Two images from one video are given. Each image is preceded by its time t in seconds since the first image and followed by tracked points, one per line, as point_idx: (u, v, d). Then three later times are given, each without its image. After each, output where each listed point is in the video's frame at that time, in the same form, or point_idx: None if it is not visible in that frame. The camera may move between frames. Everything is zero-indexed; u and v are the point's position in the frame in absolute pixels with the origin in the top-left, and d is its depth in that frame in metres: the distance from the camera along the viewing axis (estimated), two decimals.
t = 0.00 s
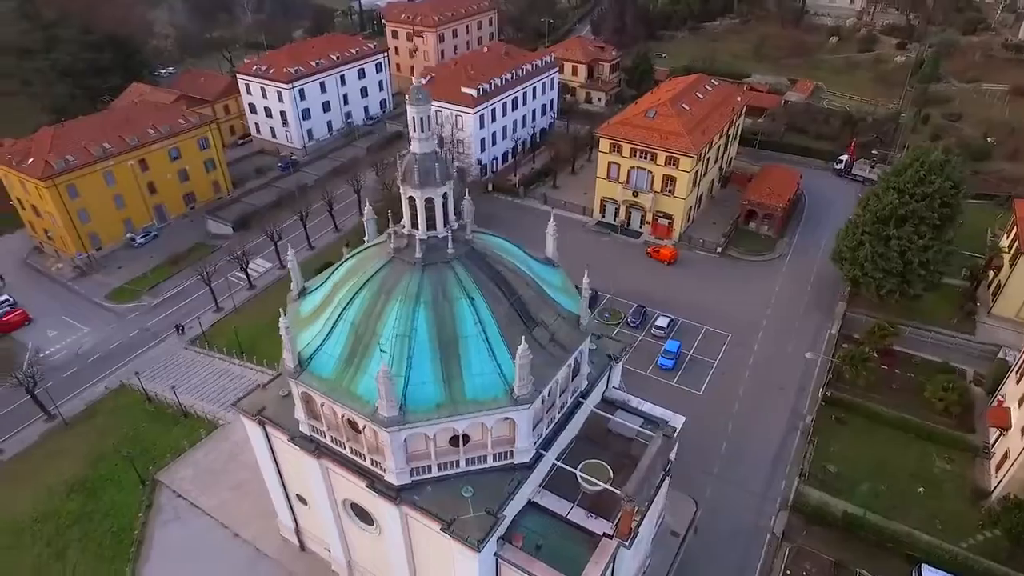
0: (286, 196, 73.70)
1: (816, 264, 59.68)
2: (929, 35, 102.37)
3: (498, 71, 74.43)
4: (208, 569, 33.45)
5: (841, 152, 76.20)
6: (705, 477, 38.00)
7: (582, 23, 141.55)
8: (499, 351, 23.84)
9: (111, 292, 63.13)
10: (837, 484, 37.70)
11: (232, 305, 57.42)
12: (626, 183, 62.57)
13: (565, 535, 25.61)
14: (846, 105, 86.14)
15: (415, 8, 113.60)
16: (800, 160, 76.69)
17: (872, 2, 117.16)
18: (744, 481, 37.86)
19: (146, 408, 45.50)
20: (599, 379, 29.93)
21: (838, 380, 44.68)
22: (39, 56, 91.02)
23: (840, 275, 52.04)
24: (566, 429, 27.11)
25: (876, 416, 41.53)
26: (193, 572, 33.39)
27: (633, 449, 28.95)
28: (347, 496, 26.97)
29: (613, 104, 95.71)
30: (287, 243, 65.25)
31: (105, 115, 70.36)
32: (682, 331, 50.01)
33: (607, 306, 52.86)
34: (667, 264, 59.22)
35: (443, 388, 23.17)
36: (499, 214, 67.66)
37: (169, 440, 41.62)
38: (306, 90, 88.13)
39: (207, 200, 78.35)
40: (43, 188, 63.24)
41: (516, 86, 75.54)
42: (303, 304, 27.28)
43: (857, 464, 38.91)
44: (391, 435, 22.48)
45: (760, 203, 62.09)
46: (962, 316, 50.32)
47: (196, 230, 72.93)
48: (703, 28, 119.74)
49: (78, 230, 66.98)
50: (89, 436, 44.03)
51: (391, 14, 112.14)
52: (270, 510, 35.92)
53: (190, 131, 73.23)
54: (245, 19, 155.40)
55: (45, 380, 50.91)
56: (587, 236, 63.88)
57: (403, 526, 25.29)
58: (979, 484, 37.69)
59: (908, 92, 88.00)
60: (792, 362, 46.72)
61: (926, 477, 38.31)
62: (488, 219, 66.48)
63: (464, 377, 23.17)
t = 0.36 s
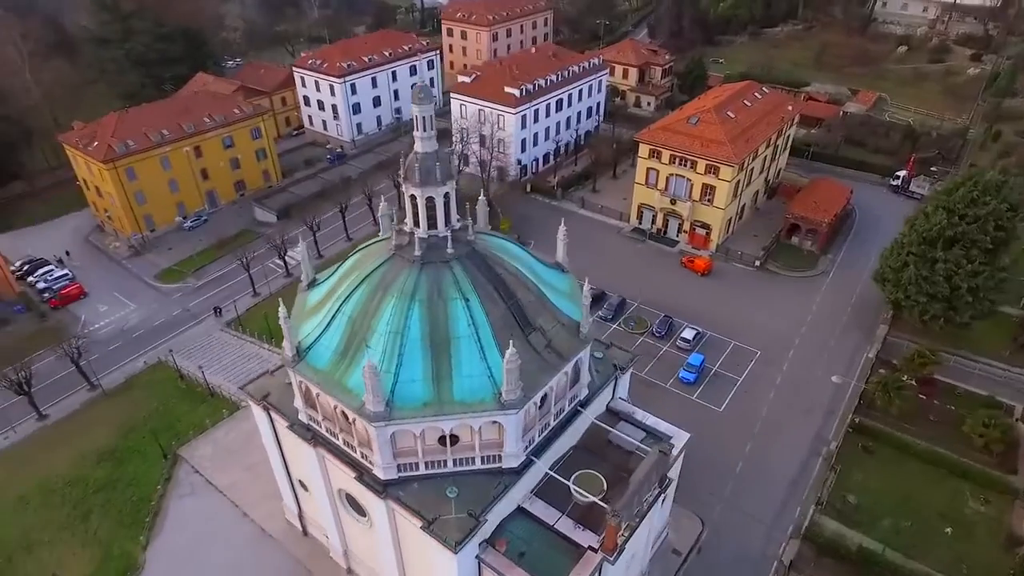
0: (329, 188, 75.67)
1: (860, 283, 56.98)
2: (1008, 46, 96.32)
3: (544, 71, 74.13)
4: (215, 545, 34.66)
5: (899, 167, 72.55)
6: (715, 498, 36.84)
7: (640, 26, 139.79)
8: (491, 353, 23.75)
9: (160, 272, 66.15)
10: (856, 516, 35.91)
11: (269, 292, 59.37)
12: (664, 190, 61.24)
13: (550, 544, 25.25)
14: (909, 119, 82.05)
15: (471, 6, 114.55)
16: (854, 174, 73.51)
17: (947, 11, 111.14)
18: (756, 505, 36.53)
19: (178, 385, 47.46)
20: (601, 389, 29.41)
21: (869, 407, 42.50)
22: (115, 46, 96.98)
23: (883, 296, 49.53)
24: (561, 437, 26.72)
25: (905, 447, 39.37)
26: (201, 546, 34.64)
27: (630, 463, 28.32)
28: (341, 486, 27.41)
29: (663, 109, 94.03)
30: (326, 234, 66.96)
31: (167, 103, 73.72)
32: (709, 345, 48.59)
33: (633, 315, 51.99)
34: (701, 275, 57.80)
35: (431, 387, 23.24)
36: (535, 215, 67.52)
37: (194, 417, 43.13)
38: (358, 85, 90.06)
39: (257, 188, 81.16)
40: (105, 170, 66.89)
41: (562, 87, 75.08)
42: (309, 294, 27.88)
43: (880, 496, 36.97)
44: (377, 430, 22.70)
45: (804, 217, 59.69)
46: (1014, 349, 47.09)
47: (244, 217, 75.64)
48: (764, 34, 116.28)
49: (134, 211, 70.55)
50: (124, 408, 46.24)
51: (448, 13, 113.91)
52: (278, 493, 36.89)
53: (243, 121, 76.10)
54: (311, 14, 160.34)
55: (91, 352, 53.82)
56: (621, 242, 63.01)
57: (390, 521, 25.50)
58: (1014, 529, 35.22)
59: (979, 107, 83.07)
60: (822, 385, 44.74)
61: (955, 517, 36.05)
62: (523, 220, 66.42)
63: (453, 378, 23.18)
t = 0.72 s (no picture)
0: (365, 182, 77.35)
1: (901, 303, 54.48)
2: None
3: (585, 73, 73.55)
4: (224, 524, 35.74)
5: (954, 183, 69.08)
6: (723, 516, 35.85)
7: (693, 29, 137.31)
8: (485, 355, 23.71)
9: (201, 257, 68.61)
10: (872, 546, 34.33)
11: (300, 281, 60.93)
12: (699, 198, 59.91)
13: (537, 550, 25.04)
14: (970, 133, 78.01)
15: (520, 6, 114.69)
16: (904, 189, 70.37)
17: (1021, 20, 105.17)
18: (766, 527, 35.37)
19: (206, 367, 49.19)
20: (603, 398, 28.98)
21: (897, 433, 40.57)
22: (177, 38, 101.57)
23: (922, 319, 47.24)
24: (556, 444, 26.44)
25: (933, 478, 37.46)
26: (211, 525, 35.78)
27: (627, 474, 27.85)
28: (339, 477, 27.84)
29: (708, 115, 92.10)
30: (361, 228, 68.24)
31: (217, 95, 76.34)
32: (732, 359, 47.32)
33: (656, 323, 51.11)
34: (731, 286, 56.33)
35: (423, 386, 23.36)
36: (567, 218, 67.11)
37: (218, 399, 44.59)
38: (402, 82, 91.33)
39: (299, 179, 83.35)
40: (156, 157, 69.80)
41: (602, 89, 74.29)
42: (317, 286, 28.43)
43: (901, 527, 35.26)
44: (367, 425, 22.95)
45: (845, 232, 57.35)
46: None
47: (284, 207, 77.76)
48: (821, 40, 112.49)
49: (182, 197, 73.43)
50: (155, 386, 48.16)
51: (497, 12, 114.29)
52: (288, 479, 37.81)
53: (289, 114, 78.27)
54: (367, 11, 163.58)
55: (131, 331, 56.31)
56: (652, 249, 62.01)
57: (380, 515, 25.76)
58: None
59: None
60: (848, 407, 42.98)
61: (982, 555, 34.05)
62: (555, 222, 66.10)
63: (445, 378, 23.21)
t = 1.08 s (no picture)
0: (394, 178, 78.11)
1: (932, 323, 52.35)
2: None
3: (616, 77, 72.84)
4: (227, 509, 36.67)
5: (999, 200, 66.06)
6: (723, 534, 35.07)
7: (736, 34, 134.80)
8: (472, 359, 23.71)
9: (231, 248, 70.50)
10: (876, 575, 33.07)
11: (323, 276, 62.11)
12: (724, 206, 58.68)
13: (518, 557, 24.89)
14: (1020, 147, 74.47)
15: (559, 7, 114.24)
16: (945, 204, 67.65)
17: None
18: (766, 547, 34.46)
19: (225, 355, 50.61)
20: (597, 407, 28.64)
21: (915, 458, 39.00)
22: (222, 34, 104.81)
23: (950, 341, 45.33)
24: (543, 451, 26.21)
25: (948, 507, 35.90)
26: (216, 510, 36.70)
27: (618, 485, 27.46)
28: (330, 472, 28.20)
29: (744, 121, 90.29)
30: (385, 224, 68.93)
31: (254, 90, 78.21)
32: (747, 372, 46.23)
33: (671, 332, 50.29)
34: (753, 297, 54.95)
35: (409, 386, 23.47)
36: (590, 222, 66.64)
37: (232, 387, 45.79)
38: (436, 81, 92.11)
39: (331, 174, 84.93)
40: (192, 149, 72.03)
41: (633, 93, 73.44)
42: (318, 282, 28.87)
43: (909, 557, 33.89)
44: (352, 421, 23.20)
45: (876, 247, 55.25)
46: None
47: (314, 202, 79.33)
48: (868, 48, 109.00)
49: (216, 189, 75.62)
50: (176, 371, 49.72)
51: (535, 13, 114.26)
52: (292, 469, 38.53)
53: (322, 110, 79.76)
54: (410, 10, 165.65)
55: (159, 317, 58.25)
56: (674, 257, 61.08)
57: (365, 511, 25.99)
58: None
59: None
60: (864, 429, 41.59)
61: None
62: (578, 226, 65.74)
63: (430, 380, 23.30)
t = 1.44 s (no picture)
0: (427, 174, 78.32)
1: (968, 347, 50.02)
2: None
3: (651, 81, 71.86)
4: (235, 494, 37.66)
5: None
6: (724, 554, 34.38)
7: (784, 39, 131.38)
8: (462, 362, 23.78)
9: (264, 239, 72.44)
10: None
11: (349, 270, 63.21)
12: (753, 217, 57.30)
13: (501, 562, 24.82)
14: None
15: (601, 9, 113.35)
16: (992, 223, 64.55)
17: None
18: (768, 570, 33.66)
19: (248, 344, 52.02)
20: (594, 416, 28.30)
21: (936, 488, 37.34)
22: (270, 30, 107.83)
23: (984, 367, 43.26)
24: (533, 458, 26.06)
25: (966, 542, 34.33)
26: (225, 494, 37.71)
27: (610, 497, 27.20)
28: (326, 465, 28.64)
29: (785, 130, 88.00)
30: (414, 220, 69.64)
31: (294, 86, 80.01)
32: (765, 389, 45.03)
33: (689, 343, 49.37)
34: (778, 311, 53.45)
35: (398, 385, 23.69)
36: (617, 227, 65.90)
37: (251, 375, 47.02)
38: (473, 81, 92.60)
39: (365, 170, 86.34)
40: (232, 142, 74.24)
41: (668, 98, 72.35)
42: (323, 277, 29.41)
43: None
44: (340, 417, 23.55)
45: (912, 265, 53.06)
46: None
47: (347, 197, 80.82)
48: (922, 57, 104.77)
49: (253, 181, 77.77)
50: (200, 356, 51.32)
51: (577, 15, 113.74)
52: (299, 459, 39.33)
53: (359, 107, 81.11)
54: (457, 10, 167.01)
55: (190, 303, 60.24)
56: (699, 266, 59.96)
57: (355, 506, 26.30)
58: None
59: None
60: (884, 454, 40.12)
61: None
62: (604, 231, 65.12)
63: (419, 382, 23.42)
